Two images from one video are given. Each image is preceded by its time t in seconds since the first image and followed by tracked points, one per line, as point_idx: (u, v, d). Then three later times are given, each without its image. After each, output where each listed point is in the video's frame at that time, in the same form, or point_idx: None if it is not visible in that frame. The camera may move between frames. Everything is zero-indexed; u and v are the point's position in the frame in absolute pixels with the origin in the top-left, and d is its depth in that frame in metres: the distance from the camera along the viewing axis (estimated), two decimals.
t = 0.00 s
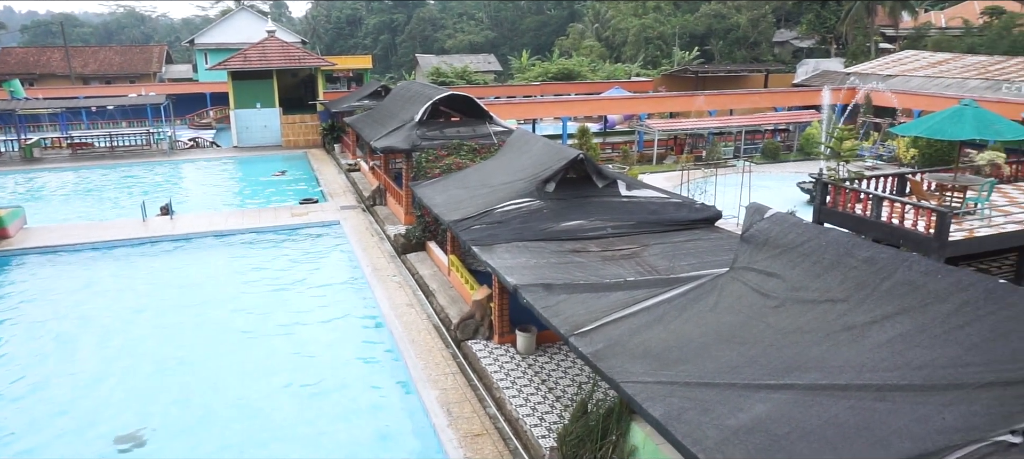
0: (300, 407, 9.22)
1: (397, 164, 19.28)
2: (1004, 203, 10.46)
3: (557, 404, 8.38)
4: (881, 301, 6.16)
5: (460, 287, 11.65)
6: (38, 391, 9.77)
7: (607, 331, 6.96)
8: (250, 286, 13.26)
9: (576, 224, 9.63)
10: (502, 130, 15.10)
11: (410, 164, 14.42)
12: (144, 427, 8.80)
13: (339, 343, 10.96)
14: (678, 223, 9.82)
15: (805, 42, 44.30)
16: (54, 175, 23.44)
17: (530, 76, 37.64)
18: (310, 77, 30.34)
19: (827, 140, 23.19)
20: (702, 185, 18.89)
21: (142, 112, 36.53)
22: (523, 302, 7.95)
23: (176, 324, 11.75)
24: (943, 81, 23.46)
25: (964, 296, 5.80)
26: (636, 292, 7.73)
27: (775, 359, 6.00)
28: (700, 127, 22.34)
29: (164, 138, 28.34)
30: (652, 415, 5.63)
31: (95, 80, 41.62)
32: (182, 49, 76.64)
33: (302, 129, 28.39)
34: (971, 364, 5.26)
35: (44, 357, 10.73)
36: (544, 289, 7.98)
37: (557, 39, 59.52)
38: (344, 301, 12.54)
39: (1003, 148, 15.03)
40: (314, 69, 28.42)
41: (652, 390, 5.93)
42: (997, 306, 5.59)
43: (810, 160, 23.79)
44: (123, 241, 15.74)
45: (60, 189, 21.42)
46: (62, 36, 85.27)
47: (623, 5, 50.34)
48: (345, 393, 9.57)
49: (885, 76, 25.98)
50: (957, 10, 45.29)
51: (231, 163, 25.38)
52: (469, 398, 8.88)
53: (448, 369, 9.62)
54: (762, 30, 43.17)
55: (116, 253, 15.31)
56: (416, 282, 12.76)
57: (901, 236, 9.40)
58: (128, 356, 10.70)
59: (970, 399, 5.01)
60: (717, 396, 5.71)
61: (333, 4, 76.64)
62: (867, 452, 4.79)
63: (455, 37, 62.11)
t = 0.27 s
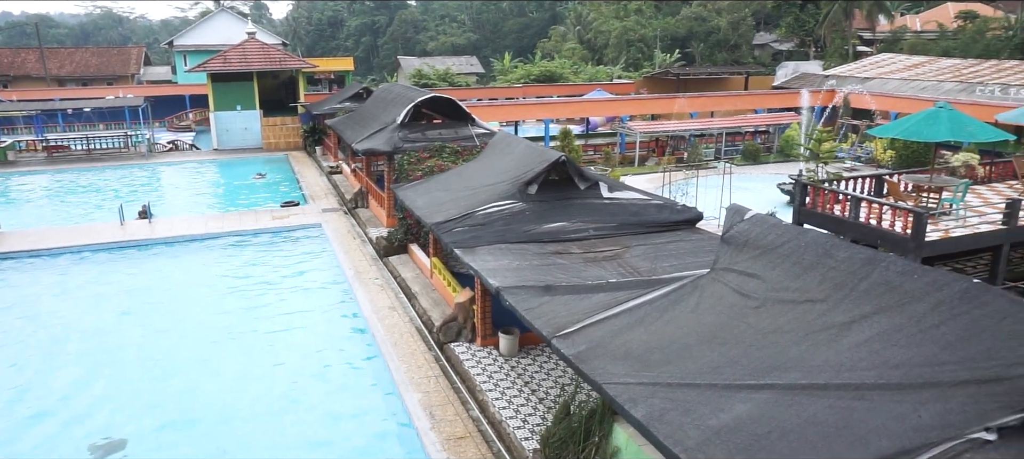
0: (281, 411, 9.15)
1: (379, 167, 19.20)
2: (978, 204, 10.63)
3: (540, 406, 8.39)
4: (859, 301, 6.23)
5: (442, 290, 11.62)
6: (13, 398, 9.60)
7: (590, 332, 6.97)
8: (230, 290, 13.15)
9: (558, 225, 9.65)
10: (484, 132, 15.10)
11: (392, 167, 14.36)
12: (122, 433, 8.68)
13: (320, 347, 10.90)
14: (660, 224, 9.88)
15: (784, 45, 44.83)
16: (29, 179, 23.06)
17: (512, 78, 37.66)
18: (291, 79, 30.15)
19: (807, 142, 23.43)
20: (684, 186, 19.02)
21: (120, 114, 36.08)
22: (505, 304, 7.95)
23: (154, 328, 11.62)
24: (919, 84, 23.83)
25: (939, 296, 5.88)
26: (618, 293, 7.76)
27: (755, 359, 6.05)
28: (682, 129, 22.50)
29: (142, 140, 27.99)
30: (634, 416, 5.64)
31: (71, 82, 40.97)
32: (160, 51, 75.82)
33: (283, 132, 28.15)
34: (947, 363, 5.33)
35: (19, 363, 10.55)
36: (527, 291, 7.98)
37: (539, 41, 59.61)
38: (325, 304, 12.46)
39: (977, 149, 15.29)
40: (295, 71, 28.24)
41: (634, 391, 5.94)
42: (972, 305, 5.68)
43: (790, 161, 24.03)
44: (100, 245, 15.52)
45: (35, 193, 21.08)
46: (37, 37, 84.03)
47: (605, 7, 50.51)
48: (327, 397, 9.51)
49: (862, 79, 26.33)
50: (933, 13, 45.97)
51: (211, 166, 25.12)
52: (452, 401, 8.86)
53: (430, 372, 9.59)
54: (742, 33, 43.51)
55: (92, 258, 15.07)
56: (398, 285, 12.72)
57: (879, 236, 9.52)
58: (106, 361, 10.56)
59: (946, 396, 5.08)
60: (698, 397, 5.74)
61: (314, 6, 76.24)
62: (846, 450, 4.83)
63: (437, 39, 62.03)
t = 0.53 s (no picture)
0: (265, 413, 9.09)
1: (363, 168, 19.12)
2: (956, 202, 10.77)
3: (525, 407, 8.39)
4: (841, 299, 6.30)
5: (427, 291, 11.60)
6: None
7: (574, 332, 6.98)
8: (213, 293, 13.04)
9: (542, 226, 9.67)
10: (468, 133, 15.09)
11: (376, 168, 14.31)
12: (104, 439, 8.58)
13: (305, 349, 10.83)
14: (644, 224, 9.92)
15: (766, 45, 45.21)
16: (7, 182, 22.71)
17: (497, 79, 37.66)
18: (274, 81, 29.96)
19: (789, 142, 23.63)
20: (668, 186, 19.12)
21: (99, 117, 35.66)
22: (490, 305, 7.94)
23: (135, 332, 11.50)
24: (899, 84, 24.11)
25: (919, 293, 5.94)
26: (602, 293, 7.78)
27: (738, 357, 6.09)
28: (665, 129, 22.63)
29: (122, 143, 27.69)
30: (619, 416, 5.66)
31: (50, 84, 40.33)
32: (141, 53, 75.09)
33: (266, 133, 28.03)
34: (927, 359, 5.38)
35: None
36: (511, 292, 7.98)
37: (523, 42, 59.64)
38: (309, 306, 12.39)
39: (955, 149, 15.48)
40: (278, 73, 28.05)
41: (618, 391, 5.96)
42: (950, 302, 5.74)
43: (772, 161, 24.23)
44: (80, 249, 15.32)
45: (13, 197, 20.76)
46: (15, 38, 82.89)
47: (589, 8, 50.62)
48: (312, 400, 9.45)
49: (843, 79, 26.59)
50: (912, 15, 46.53)
51: (193, 168, 24.89)
52: (438, 402, 8.84)
53: (416, 373, 9.57)
54: (725, 34, 43.76)
55: (72, 263, 14.87)
56: (382, 287, 12.68)
57: (860, 234, 9.63)
58: (87, 366, 10.44)
59: (925, 392, 5.13)
60: (682, 396, 5.77)
61: (297, 6, 75.80)
62: (828, 448, 4.87)
63: (421, 40, 61.90)
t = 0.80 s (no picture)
0: (248, 417, 9.03)
1: (345, 170, 19.03)
2: (933, 200, 10.92)
3: (509, 407, 8.39)
4: (819, 297, 6.37)
5: (410, 293, 11.58)
6: None
7: (556, 333, 7.00)
8: (194, 297, 12.91)
9: (525, 226, 9.67)
10: (450, 134, 15.07)
11: (357, 170, 14.24)
12: (84, 445, 8.46)
13: (287, 352, 10.75)
14: (626, 224, 9.96)
15: (746, 45, 45.58)
16: None
17: (478, 80, 37.64)
18: (253, 82, 29.71)
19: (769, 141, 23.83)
20: (649, 186, 19.23)
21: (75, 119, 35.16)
22: (472, 307, 7.93)
23: (115, 336, 11.37)
24: (876, 83, 24.42)
25: (896, 290, 6.00)
26: (584, 293, 7.80)
27: (719, 355, 6.14)
28: (647, 129, 22.74)
29: (99, 145, 27.31)
30: (601, 415, 5.68)
31: (24, 86, 39.68)
32: (118, 55, 74.13)
33: (246, 135, 27.80)
34: (903, 355, 5.45)
35: None
36: (493, 293, 7.98)
37: (505, 43, 59.62)
38: (291, 308, 12.32)
39: (930, 147, 15.70)
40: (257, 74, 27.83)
41: (600, 390, 5.98)
42: (926, 298, 5.81)
43: (752, 160, 24.44)
44: (58, 253, 15.10)
45: None
46: None
47: (570, 9, 50.72)
48: (295, 403, 9.39)
49: (821, 79, 26.88)
50: (888, 15, 47.14)
51: (172, 171, 24.63)
52: (421, 404, 8.81)
53: (399, 375, 9.55)
54: (705, 34, 44.03)
55: (50, 267, 14.66)
56: (365, 289, 12.63)
57: (839, 233, 9.74)
58: (66, 371, 10.30)
59: (902, 387, 5.19)
60: (664, 395, 5.80)
61: (276, 7, 75.21)
62: (807, 444, 4.92)
63: (402, 41, 61.69)
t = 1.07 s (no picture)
0: (231, 419, 8.97)
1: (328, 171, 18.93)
2: (912, 199, 11.05)
3: (493, 408, 8.38)
4: (800, 296, 6.42)
5: (394, 294, 11.55)
6: None
7: (540, 334, 7.00)
8: (176, 299, 12.79)
9: (509, 227, 9.68)
10: (433, 135, 15.05)
11: (341, 171, 14.16)
12: (64, 449, 8.36)
13: (270, 355, 10.68)
14: (609, 224, 9.99)
15: (728, 46, 45.92)
16: None
17: (463, 81, 37.61)
18: (236, 82, 29.47)
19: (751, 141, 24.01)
20: (633, 187, 19.31)
21: (54, 120, 34.71)
22: (456, 308, 7.92)
23: (95, 340, 11.24)
24: (855, 84, 24.68)
25: (875, 289, 6.06)
26: (568, 294, 7.82)
27: (702, 354, 6.17)
28: (630, 129, 22.83)
29: (78, 147, 26.96)
30: (585, 415, 5.69)
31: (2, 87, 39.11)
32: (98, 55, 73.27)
33: (228, 136, 27.57)
34: (883, 353, 5.50)
35: None
36: (477, 294, 7.97)
37: (489, 43, 59.61)
38: (274, 310, 12.24)
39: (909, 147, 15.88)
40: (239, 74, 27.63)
41: (584, 390, 5.99)
42: (905, 296, 5.86)
43: (735, 160, 24.62)
44: (37, 255, 14.89)
45: None
46: None
47: (554, 10, 50.80)
48: (279, 406, 9.32)
49: (802, 79, 27.12)
50: (867, 17, 47.68)
51: (153, 172, 24.38)
52: (405, 406, 8.79)
53: (383, 377, 9.51)
54: (688, 35, 44.26)
55: (28, 269, 14.46)
56: (349, 290, 12.57)
57: (821, 232, 9.84)
58: (45, 375, 10.16)
59: (881, 385, 5.24)
60: (648, 394, 5.82)
61: (259, 7, 74.68)
62: (789, 443, 4.96)
63: (386, 41, 61.46)
